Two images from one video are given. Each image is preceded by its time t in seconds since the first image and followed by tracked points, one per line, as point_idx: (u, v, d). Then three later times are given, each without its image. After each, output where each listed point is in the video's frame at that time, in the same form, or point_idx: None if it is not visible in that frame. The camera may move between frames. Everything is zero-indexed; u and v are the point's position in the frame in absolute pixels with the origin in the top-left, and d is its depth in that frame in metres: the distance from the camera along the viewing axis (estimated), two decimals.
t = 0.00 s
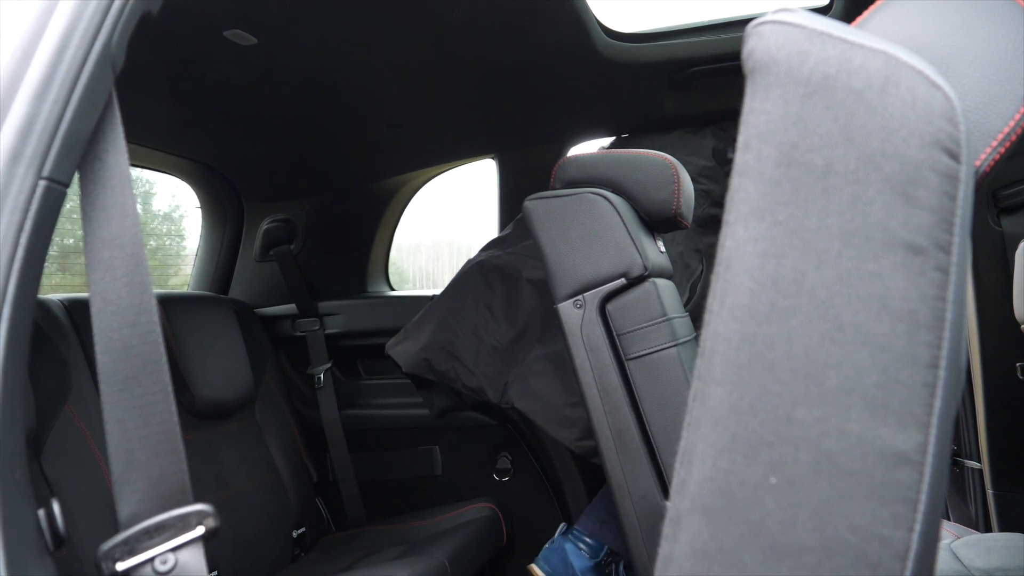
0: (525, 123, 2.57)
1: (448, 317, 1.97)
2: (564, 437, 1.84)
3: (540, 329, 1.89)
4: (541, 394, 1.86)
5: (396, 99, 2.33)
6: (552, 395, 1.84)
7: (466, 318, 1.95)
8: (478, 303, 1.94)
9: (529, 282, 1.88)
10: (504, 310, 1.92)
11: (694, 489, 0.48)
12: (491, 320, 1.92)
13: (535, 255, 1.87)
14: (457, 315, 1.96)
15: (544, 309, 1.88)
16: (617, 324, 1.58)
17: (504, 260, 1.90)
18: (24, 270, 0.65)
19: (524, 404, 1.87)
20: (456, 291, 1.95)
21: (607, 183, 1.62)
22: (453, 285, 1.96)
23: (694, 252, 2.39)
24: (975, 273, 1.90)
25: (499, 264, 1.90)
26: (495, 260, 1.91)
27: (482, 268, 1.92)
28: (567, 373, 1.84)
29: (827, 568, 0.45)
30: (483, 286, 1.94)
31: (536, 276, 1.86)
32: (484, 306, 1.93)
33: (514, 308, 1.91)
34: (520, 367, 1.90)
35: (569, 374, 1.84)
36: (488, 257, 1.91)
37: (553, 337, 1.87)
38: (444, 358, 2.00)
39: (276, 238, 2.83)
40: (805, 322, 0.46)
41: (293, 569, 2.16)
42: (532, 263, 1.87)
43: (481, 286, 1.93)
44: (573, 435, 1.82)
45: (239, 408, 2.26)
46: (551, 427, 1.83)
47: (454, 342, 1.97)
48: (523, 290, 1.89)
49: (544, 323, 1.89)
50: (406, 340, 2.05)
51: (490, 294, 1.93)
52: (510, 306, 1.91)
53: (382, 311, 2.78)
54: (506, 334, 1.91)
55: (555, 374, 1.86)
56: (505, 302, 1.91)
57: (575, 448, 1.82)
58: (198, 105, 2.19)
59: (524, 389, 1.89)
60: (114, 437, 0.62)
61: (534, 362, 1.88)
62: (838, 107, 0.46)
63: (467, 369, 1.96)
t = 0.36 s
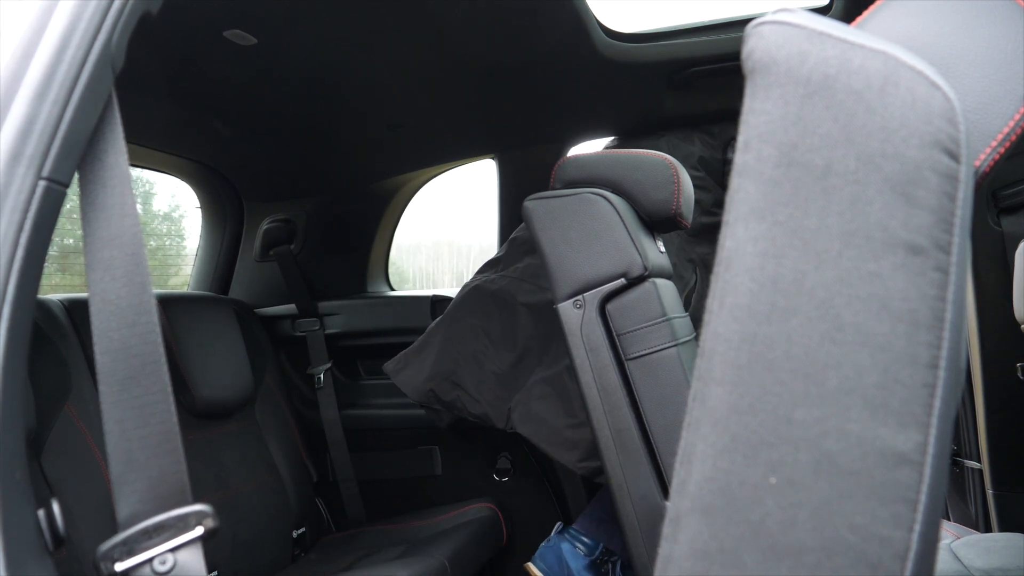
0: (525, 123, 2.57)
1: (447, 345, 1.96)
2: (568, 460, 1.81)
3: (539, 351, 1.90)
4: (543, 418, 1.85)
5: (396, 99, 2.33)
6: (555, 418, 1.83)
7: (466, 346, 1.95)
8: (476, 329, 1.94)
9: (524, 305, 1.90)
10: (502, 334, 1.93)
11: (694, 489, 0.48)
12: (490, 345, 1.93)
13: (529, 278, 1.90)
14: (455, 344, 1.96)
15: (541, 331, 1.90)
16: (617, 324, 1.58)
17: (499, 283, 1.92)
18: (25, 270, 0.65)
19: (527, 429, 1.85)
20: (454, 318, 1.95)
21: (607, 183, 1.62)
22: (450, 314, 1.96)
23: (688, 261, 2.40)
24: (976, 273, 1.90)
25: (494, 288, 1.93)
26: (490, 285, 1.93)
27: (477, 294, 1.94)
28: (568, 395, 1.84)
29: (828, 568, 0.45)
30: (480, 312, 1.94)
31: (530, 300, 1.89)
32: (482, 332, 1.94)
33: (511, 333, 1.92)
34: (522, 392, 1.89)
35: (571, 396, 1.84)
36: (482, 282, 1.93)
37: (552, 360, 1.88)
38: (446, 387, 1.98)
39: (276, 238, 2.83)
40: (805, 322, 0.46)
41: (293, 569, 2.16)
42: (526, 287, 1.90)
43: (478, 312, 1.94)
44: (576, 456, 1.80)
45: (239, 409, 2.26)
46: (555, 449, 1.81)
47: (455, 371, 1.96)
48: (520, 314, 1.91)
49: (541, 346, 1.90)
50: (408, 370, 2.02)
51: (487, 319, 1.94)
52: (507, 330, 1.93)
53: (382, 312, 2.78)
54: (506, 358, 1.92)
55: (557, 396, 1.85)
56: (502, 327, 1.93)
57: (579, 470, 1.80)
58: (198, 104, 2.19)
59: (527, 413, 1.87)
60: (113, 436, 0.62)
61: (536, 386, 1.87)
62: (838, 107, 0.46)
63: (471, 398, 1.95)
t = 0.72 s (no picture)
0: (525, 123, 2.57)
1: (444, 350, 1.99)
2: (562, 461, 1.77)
3: (531, 353, 1.88)
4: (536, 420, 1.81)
5: (396, 99, 2.33)
6: (547, 419, 1.79)
7: (463, 349, 1.96)
8: (471, 334, 1.95)
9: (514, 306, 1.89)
10: (495, 337, 1.92)
11: (694, 490, 0.48)
12: (485, 348, 1.93)
13: (518, 280, 1.90)
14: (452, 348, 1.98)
15: (534, 332, 1.88)
16: (617, 324, 1.58)
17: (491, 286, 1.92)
18: (25, 270, 0.65)
19: (520, 431, 1.83)
20: (449, 325, 1.97)
21: (607, 183, 1.62)
22: (447, 320, 1.99)
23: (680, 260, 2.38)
24: (976, 273, 1.90)
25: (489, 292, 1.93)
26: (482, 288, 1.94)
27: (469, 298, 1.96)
28: (559, 395, 1.80)
29: (828, 568, 0.45)
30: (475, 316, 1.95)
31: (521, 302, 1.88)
32: (477, 335, 1.94)
33: (506, 335, 1.91)
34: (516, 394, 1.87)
35: (563, 397, 1.79)
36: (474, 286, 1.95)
37: (544, 361, 1.85)
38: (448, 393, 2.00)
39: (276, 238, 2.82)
40: (805, 322, 0.46)
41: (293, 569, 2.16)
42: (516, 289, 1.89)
43: (474, 316, 1.95)
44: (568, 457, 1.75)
45: (239, 408, 2.26)
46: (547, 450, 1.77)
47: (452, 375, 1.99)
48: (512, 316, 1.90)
49: (533, 347, 1.88)
50: (411, 380, 2.05)
51: (483, 323, 1.94)
52: (500, 333, 1.92)
53: (382, 312, 2.79)
54: (501, 363, 1.91)
55: (548, 397, 1.81)
56: (497, 329, 1.92)
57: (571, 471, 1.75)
58: (198, 104, 2.19)
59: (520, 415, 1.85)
60: (114, 436, 0.62)
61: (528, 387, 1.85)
62: (839, 107, 0.46)
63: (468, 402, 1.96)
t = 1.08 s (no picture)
0: (525, 124, 2.57)
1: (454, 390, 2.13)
2: (567, 496, 1.87)
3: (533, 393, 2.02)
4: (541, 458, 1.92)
5: (397, 99, 2.33)
6: (552, 457, 1.90)
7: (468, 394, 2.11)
8: (481, 376, 2.10)
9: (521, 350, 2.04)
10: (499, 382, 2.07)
11: (694, 490, 0.48)
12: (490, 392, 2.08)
13: (526, 325, 2.05)
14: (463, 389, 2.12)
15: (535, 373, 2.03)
16: (617, 324, 1.58)
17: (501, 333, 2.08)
18: (25, 271, 0.65)
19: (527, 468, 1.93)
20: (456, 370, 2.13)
21: (607, 183, 1.62)
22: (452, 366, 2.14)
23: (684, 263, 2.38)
24: (976, 273, 1.90)
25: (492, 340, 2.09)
26: (493, 333, 2.10)
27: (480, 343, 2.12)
28: (564, 435, 1.91)
29: (828, 568, 0.45)
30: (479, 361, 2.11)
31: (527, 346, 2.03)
32: (487, 377, 2.09)
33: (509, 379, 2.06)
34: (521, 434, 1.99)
35: (568, 435, 1.90)
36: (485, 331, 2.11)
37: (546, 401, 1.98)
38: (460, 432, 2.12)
39: (275, 239, 2.85)
40: (805, 322, 0.46)
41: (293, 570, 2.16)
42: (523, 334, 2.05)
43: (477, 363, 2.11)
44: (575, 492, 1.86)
45: (240, 409, 2.26)
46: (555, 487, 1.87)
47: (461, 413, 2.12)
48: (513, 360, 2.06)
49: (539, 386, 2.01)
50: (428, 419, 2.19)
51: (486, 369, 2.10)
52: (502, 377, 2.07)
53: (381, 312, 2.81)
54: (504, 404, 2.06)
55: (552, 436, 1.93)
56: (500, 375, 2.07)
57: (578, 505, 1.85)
58: (199, 105, 2.19)
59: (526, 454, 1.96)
60: (115, 436, 0.62)
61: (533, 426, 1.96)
62: (839, 107, 0.46)
63: (475, 441, 2.07)
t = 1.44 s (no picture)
0: (525, 123, 2.56)
1: (460, 406, 2.17)
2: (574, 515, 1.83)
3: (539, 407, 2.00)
4: (547, 475, 1.90)
5: (397, 98, 2.33)
6: (558, 473, 1.88)
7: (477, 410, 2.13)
8: (489, 391, 2.12)
9: (525, 362, 2.02)
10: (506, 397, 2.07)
11: (695, 490, 0.48)
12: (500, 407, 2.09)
13: (527, 336, 2.03)
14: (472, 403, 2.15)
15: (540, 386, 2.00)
16: (617, 324, 1.58)
17: (504, 345, 2.08)
18: (24, 270, 0.65)
19: (533, 485, 1.92)
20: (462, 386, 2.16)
21: (607, 183, 1.62)
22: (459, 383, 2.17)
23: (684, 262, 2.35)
24: (976, 273, 1.90)
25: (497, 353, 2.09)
26: (496, 346, 2.10)
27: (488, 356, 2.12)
28: (567, 451, 1.88)
29: (828, 569, 0.45)
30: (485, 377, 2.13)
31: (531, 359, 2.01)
32: (496, 392, 2.10)
33: (516, 393, 2.05)
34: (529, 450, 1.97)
35: (572, 451, 1.87)
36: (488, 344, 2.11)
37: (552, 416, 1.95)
38: (467, 448, 2.16)
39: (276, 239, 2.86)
40: (805, 322, 0.46)
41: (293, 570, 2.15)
42: (529, 345, 2.02)
43: (484, 379, 2.13)
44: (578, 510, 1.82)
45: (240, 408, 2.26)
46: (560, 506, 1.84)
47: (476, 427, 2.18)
48: (516, 372, 2.04)
49: (541, 401, 2.00)
50: (436, 434, 2.23)
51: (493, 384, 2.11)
52: (508, 391, 2.06)
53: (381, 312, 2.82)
54: (512, 418, 2.05)
55: (557, 452, 1.90)
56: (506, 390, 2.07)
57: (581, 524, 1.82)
58: (198, 104, 2.19)
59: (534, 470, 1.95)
60: (114, 437, 0.61)
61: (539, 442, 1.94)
62: (839, 107, 0.46)
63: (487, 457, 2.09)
